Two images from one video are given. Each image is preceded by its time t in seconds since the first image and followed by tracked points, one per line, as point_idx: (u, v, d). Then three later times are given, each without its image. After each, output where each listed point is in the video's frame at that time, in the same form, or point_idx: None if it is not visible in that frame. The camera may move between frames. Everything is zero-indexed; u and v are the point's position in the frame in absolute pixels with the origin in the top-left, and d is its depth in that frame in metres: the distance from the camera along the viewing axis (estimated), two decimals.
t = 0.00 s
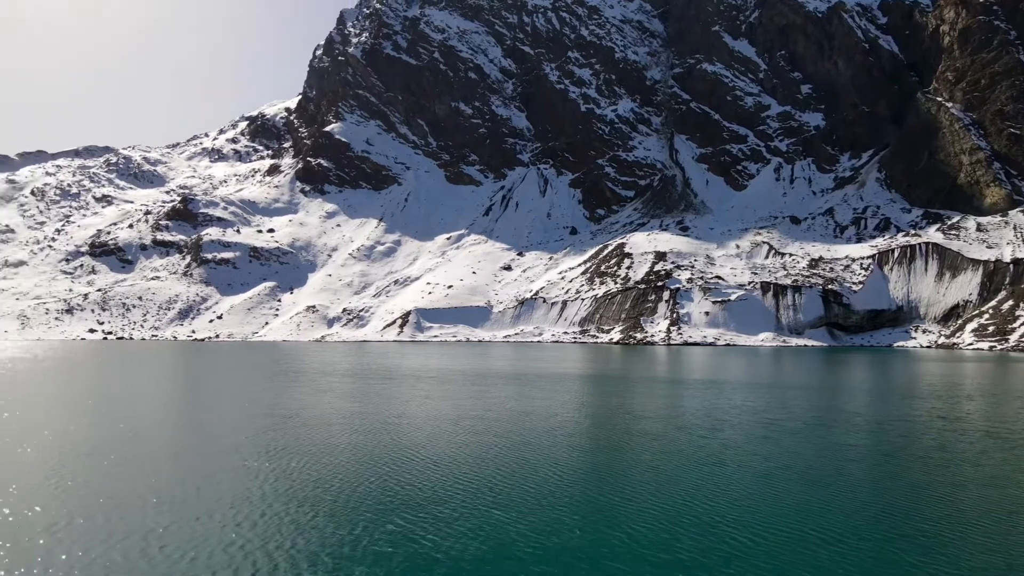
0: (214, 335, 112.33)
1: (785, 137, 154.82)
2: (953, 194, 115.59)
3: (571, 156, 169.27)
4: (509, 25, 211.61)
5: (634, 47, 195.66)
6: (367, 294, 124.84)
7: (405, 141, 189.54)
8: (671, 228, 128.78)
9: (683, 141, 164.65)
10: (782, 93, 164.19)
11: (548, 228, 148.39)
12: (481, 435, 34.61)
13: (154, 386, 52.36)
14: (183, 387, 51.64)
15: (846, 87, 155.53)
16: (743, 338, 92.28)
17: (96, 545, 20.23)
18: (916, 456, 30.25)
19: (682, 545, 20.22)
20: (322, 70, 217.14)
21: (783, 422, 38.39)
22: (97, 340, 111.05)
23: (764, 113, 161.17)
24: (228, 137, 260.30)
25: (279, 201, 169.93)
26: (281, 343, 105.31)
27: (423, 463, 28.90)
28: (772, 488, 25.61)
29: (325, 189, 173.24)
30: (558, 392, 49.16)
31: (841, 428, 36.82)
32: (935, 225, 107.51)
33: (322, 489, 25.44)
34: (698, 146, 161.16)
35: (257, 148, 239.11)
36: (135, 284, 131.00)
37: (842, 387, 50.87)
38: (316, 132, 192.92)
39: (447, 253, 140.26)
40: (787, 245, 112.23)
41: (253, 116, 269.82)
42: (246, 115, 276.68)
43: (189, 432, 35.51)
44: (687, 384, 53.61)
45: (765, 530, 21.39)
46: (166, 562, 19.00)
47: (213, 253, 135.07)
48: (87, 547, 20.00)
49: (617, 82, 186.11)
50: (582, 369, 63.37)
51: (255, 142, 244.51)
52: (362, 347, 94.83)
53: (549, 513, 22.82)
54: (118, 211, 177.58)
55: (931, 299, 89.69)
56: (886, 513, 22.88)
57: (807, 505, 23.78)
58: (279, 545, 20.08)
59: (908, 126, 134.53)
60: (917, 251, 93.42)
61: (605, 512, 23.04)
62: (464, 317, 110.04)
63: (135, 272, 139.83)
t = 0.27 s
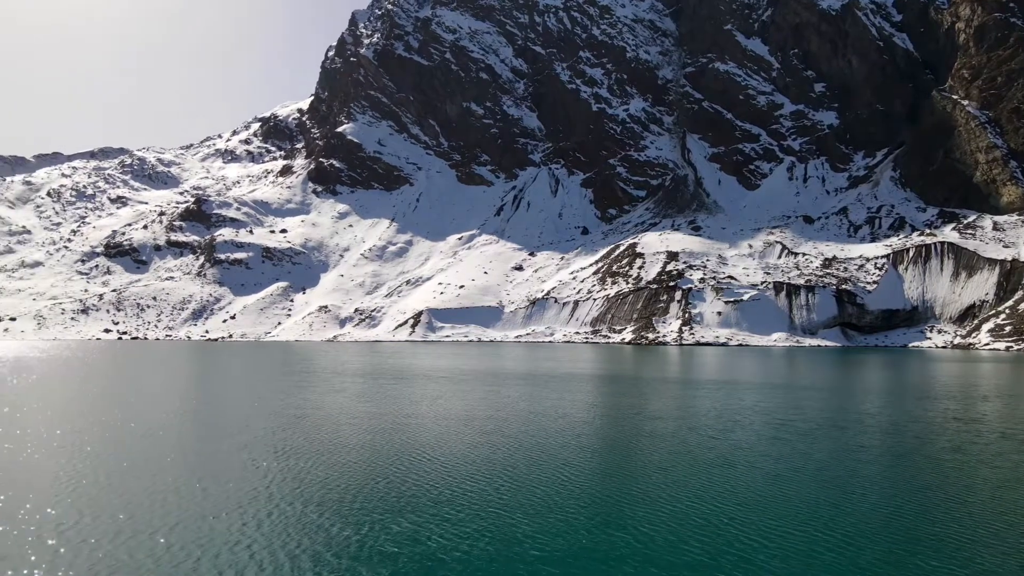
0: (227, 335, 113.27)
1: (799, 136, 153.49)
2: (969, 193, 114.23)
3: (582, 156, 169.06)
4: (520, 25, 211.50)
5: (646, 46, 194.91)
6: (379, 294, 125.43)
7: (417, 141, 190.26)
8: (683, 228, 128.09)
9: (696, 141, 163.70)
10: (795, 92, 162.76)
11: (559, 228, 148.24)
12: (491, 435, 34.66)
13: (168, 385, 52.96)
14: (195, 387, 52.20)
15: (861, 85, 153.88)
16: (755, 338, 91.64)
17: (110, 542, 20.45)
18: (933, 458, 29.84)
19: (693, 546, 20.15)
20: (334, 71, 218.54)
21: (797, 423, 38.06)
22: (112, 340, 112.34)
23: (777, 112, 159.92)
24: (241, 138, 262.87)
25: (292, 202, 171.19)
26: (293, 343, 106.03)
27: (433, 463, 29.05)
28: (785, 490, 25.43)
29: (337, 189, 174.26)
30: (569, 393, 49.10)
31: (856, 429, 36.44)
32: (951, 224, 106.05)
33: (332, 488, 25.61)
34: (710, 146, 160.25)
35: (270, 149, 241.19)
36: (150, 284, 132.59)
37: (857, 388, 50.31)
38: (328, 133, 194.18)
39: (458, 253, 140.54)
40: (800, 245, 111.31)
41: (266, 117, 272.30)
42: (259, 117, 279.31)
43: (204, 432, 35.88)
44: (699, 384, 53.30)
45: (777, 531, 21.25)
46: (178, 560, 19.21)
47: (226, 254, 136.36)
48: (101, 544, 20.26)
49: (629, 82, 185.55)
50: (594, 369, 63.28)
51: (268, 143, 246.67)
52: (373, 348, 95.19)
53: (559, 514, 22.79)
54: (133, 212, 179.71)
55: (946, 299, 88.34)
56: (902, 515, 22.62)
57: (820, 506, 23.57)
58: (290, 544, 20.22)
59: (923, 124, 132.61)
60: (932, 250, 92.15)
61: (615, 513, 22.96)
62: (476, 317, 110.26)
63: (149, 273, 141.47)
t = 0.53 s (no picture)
0: (238, 335, 114.05)
1: (810, 135, 152.32)
2: (983, 191, 112.82)
3: (592, 156, 168.93)
4: (530, 25, 211.44)
5: (656, 46, 194.31)
6: (389, 294, 125.98)
7: (427, 142, 190.88)
8: (693, 228, 127.53)
9: (706, 140, 162.83)
10: (806, 91, 161.52)
11: (569, 228, 148.11)
12: (500, 435, 34.74)
13: (181, 385, 53.51)
14: (206, 387, 52.75)
15: (873, 84, 152.55)
16: (766, 339, 91.10)
17: (120, 542, 20.65)
18: (946, 459, 29.53)
19: (700, 548, 20.13)
20: (344, 72, 219.71)
21: (807, 424, 37.84)
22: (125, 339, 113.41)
23: (789, 111, 158.75)
24: (252, 139, 265.00)
25: (302, 202, 172.27)
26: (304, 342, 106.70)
27: (442, 463, 29.19)
28: (796, 491, 25.31)
29: (348, 190, 175.14)
30: (579, 392, 49.14)
31: (868, 430, 36.15)
32: (964, 224, 104.83)
33: (342, 488, 25.79)
34: (720, 145, 159.40)
35: (280, 149, 242.96)
36: (162, 285, 133.89)
37: (869, 388, 49.96)
38: (338, 134, 195.26)
39: (468, 253, 140.87)
40: (812, 245, 110.58)
41: (276, 118, 274.33)
42: (270, 117, 281.43)
43: (215, 431, 36.20)
44: (710, 384, 53.08)
45: (788, 533, 21.10)
46: (187, 559, 19.38)
47: (237, 254, 137.48)
48: (111, 543, 20.46)
49: (639, 81, 185.10)
50: (603, 369, 63.31)
51: (278, 143, 248.52)
52: (383, 347, 95.57)
53: (567, 515, 22.77)
54: (145, 213, 181.56)
55: (960, 298, 87.29)
56: (916, 517, 22.38)
57: (832, 508, 23.37)
58: (299, 544, 20.37)
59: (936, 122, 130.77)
60: (945, 250, 91.11)
61: (623, 514, 22.87)
62: (486, 317, 110.49)
63: (162, 273, 142.84)
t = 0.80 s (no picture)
0: (251, 335, 114.95)
1: (824, 134, 150.92)
2: (1000, 190, 110.86)
3: (603, 156, 168.57)
4: (541, 25, 211.35)
5: (668, 45, 193.47)
6: (401, 295, 126.52)
7: (439, 142, 191.53)
8: (706, 227, 126.84)
9: (719, 139, 161.80)
10: (820, 90, 160.09)
11: (581, 228, 147.85)
12: (509, 436, 34.73)
13: (195, 385, 54.06)
14: (219, 387, 53.18)
15: (887, 82, 151.02)
16: (779, 339, 90.39)
17: (129, 541, 20.81)
18: (962, 461, 29.10)
19: (710, 550, 19.98)
20: (357, 73, 220.93)
21: (820, 425, 37.49)
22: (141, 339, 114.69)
23: (802, 109, 157.39)
24: (265, 140, 267.30)
25: (315, 203, 173.49)
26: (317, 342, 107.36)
27: (451, 464, 29.29)
28: (809, 494, 25.06)
29: (360, 190, 176.13)
30: (590, 393, 49.06)
31: (882, 431, 35.75)
32: (981, 223, 103.43)
33: (352, 489, 25.95)
34: (733, 144, 158.35)
35: (293, 150, 244.91)
36: (177, 285, 135.26)
37: (884, 388, 49.48)
38: (350, 135, 196.40)
39: (480, 253, 141.15)
40: (826, 244, 109.56)
41: (289, 119, 276.53)
42: (283, 119, 283.71)
43: (226, 431, 36.50)
44: (722, 385, 52.76)
45: (800, 537, 20.86)
46: (197, 558, 19.53)
47: (251, 254, 138.73)
48: (121, 542, 20.64)
49: (651, 81, 184.42)
50: (614, 370, 63.18)
51: (291, 145, 250.46)
52: (395, 347, 95.93)
53: (576, 517, 22.69)
54: (160, 214, 183.60)
55: (976, 298, 85.98)
56: (932, 521, 22.03)
57: (845, 512, 23.05)
58: (309, 544, 20.48)
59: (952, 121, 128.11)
60: (961, 250, 89.88)
61: (632, 517, 22.73)
62: (498, 317, 110.62)
63: (176, 273, 144.42)
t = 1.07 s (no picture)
0: (262, 335, 115.66)
1: (836, 132, 149.71)
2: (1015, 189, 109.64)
3: (614, 155, 168.32)
4: (551, 24, 211.13)
5: (679, 44, 192.56)
6: (411, 295, 126.99)
7: (449, 142, 192.01)
8: (717, 227, 126.22)
9: (730, 138, 160.75)
10: (832, 88, 158.62)
11: (591, 228, 147.61)
12: (517, 436, 34.82)
13: (207, 385, 54.52)
14: (230, 387, 53.59)
15: (900, 81, 149.56)
16: (791, 339, 89.76)
17: (136, 541, 20.96)
18: (974, 463, 28.73)
19: (717, 552, 19.93)
20: (367, 73, 221.96)
21: (830, 425, 37.15)
22: (153, 339, 115.72)
23: (814, 108, 156.09)
24: (277, 141, 269.25)
25: (325, 203, 174.48)
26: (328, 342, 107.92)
27: (459, 464, 29.43)
28: (817, 495, 24.91)
29: (370, 191, 176.95)
30: (599, 393, 48.98)
31: (894, 432, 35.38)
32: (995, 222, 102.20)
33: (360, 488, 26.16)
34: (744, 143, 157.42)
35: (304, 151, 246.56)
36: (189, 286, 136.42)
37: (897, 389, 48.94)
38: (361, 135, 197.40)
39: (490, 253, 141.36)
40: (838, 244, 108.67)
41: (300, 119, 278.44)
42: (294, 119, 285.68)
43: (237, 431, 36.77)
44: (734, 385, 52.40)
45: (812, 539, 20.71)
46: (202, 558, 19.66)
47: (262, 255, 139.79)
48: (126, 542, 20.77)
49: (662, 80, 183.69)
50: (625, 370, 63.06)
51: (302, 145, 252.15)
52: (405, 347, 96.17)
53: (582, 518, 22.68)
54: (172, 215, 185.34)
55: (991, 298, 84.74)
56: (946, 523, 21.76)
57: (856, 514, 22.82)
58: (315, 544, 20.64)
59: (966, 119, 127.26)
60: (976, 249, 88.72)
61: (639, 519, 22.64)
62: (508, 317, 110.70)
63: (189, 274, 145.77)
